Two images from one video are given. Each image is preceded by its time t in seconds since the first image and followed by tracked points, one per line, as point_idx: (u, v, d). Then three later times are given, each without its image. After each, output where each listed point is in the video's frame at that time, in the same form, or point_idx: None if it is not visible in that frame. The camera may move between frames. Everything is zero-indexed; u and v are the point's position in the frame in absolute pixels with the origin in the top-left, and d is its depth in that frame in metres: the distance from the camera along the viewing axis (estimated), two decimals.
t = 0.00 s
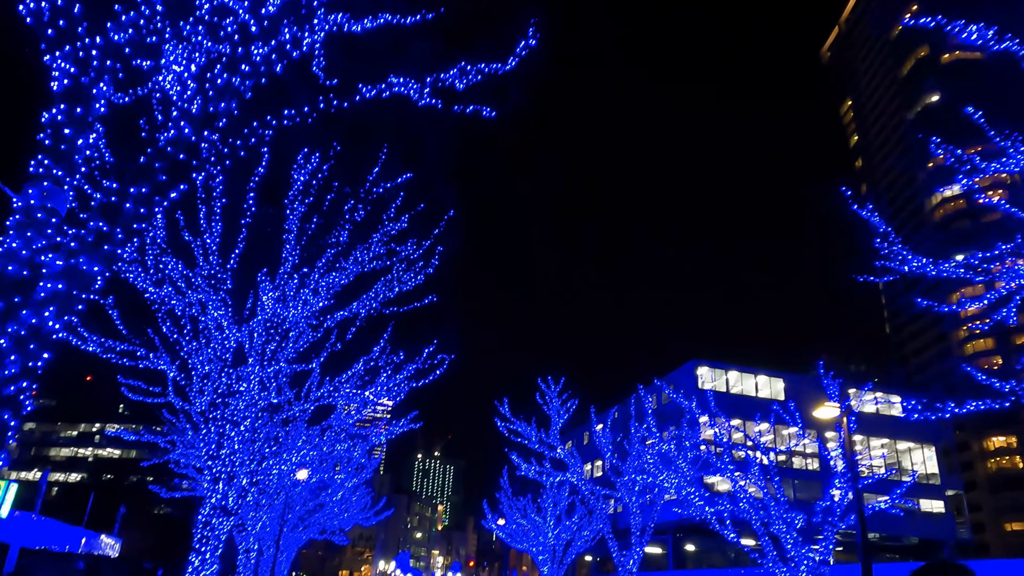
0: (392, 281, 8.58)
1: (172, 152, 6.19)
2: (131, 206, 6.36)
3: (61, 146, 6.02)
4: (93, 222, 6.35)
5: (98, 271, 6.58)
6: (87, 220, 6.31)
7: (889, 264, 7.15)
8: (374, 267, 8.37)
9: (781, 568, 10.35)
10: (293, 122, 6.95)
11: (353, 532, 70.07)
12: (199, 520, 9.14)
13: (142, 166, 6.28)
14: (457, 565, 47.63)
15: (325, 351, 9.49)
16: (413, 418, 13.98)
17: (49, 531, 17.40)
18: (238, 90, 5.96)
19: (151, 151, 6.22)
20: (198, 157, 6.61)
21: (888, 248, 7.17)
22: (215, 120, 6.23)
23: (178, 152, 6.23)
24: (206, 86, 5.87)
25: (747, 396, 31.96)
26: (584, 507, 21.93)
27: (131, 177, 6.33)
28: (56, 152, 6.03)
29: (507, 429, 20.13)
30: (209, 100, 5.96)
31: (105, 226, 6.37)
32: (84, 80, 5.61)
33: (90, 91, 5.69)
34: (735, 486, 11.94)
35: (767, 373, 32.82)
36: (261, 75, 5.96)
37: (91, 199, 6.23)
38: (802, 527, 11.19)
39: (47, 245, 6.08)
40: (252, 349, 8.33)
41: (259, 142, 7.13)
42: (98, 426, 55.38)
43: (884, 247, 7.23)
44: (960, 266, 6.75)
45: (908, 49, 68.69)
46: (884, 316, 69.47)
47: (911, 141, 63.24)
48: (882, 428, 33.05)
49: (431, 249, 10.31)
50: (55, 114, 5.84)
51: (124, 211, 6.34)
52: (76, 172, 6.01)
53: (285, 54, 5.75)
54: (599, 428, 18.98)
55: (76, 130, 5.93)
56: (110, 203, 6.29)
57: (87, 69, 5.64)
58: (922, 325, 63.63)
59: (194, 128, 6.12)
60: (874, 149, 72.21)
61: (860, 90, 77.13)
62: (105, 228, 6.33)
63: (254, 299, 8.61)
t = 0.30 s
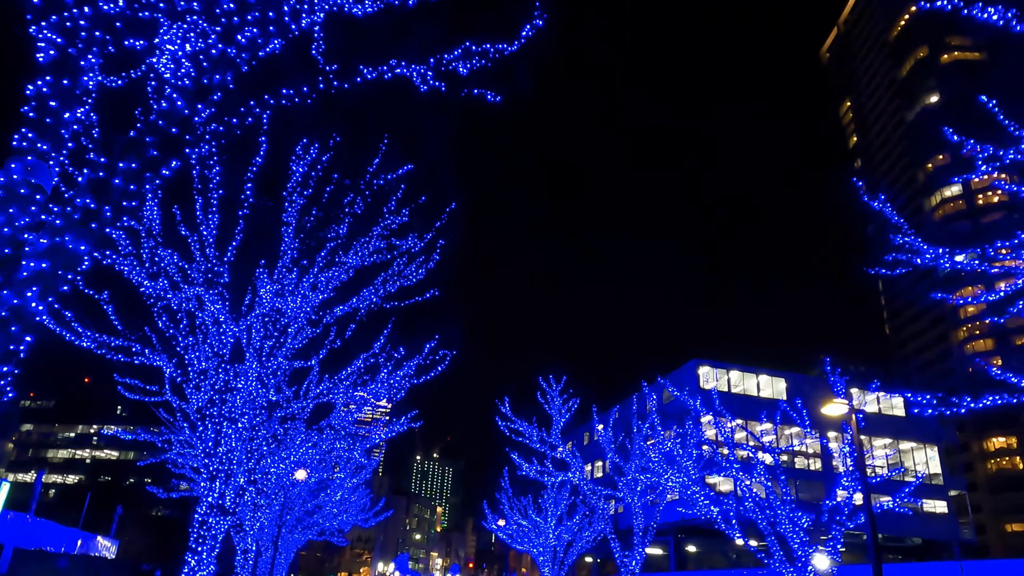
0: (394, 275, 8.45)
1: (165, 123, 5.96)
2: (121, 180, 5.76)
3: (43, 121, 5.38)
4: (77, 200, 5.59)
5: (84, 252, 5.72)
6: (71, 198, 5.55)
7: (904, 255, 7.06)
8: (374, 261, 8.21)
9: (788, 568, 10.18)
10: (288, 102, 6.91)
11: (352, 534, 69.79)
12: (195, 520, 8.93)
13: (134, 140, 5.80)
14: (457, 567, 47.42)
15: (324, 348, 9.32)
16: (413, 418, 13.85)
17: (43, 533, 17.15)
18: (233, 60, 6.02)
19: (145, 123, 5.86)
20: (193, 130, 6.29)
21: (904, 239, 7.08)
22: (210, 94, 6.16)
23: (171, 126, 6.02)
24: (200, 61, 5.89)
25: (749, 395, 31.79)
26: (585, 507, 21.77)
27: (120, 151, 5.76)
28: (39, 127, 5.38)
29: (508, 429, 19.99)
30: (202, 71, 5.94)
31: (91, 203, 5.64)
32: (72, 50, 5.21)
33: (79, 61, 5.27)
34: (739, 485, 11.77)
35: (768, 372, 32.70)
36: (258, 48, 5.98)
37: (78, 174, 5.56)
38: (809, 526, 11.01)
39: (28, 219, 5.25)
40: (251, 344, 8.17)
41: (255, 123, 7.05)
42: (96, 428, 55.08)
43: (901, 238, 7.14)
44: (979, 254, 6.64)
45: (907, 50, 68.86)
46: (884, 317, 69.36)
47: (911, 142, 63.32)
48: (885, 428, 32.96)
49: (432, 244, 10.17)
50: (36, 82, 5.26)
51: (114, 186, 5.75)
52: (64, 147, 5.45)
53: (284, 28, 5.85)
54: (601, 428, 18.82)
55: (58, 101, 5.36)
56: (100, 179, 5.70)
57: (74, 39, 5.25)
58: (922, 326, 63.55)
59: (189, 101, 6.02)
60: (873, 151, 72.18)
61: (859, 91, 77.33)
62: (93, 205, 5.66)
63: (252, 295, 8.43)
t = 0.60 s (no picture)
0: (394, 268, 8.28)
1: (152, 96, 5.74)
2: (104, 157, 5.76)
3: (21, 93, 5.09)
4: (58, 177, 5.52)
5: (65, 230, 5.76)
6: (54, 176, 5.49)
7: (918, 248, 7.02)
8: (373, 254, 7.99)
9: (793, 568, 10.07)
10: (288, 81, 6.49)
11: (351, 533, 69.65)
12: (189, 519, 8.71)
13: (118, 114, 5.70)
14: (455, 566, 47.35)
15: (322, 344, 9.10)
16: (412, 416, 13.70)
17: (37, 531, 16.93)
18: (225, 32, 5.69)
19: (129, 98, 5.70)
20: (180, 108, 6.32)
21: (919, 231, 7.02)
22: (200, 66, 5.92)
23: (158, 100, 5.87)
24: (191, 31, 5.53)
25: (750, 393, 31.65)
26: (585, 506, 21.62)
27: (103, 125, 5.67)
28: (16, 98, 5.08)
29: (508, 426, 19.83)
30: (193, 42, 5.64)
31: (71, 180, 5.65)
32: (53, 20, 4.96)
33: (61, 32, 5.02)
34: (743, 483, 11.63)
35: (770, 371, 32.57)
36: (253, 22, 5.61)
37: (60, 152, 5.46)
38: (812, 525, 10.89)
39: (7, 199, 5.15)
40: (247, 337, 8.00)
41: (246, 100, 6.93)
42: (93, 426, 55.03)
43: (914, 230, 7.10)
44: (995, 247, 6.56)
45: (906, 49, 68.87)
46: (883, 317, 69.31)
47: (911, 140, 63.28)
48: (886, 428, 32.87)
49: (432, 238, 10.00)
50: (13, 55, 4.99)
51: (96, 162, 5.76)
52: (43, 124, 5.22)
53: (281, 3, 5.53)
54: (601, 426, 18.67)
55: (36, 74, 5.08)
56: (81, 155, 5.66)
57: (58, 9, 4.99)
58: (922, 325, 63.53)
59: (178, 75, 5.78)
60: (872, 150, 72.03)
61: (858, 89, 77.35)
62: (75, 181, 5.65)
63: (249, 290, 8.25)
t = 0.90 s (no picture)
0: (397, 260, 8.14)
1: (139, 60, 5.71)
2: (91, 125, 5.66)
3: (3, 56, 5.12)
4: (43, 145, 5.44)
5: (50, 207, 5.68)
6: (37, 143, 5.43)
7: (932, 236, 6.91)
8: (375, 247, 7.82)
9: (801, 568, 9.91)
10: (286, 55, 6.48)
11: (352, 534, 69.45)
12: (187, 517, 8.54)
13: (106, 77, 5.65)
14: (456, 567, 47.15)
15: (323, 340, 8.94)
16: (415, 414, 13.57)
17: (36, 532, 16.78)
18: None
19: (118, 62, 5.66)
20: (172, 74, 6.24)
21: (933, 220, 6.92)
22: (193, 30, 5.76)
23: (148, 64, 5.79)
24: None
25: (754, 394, 31.48)
26: (588, 506, 21.44)
27: (89, 90, 5.64)
28: None
29: (511, 426, 19.65)
30: (186, 4, 5.47)
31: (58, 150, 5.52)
32: None
33: None
34: (751, 481, 11.45)
35: (773, 371, 32.41)
36: None
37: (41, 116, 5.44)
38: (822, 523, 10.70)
39: None
40: (246, 332, 7.85)
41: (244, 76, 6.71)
42: (93, 428, 55.48)
43: (927, 220, 7.00)
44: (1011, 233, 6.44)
45: (908, 50, 68.81)
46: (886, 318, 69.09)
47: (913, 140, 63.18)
48: (892, 428, 32.63)
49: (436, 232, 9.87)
50: None
51: (81, 130, 5.63)
52: (27, 89, 5.26)
53: None
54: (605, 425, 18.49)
55: (19, 37, 5.09)
56: (66, 122, 5.58)
57: None
58: (924, 325, 63.30)
59: (169, 39, 5.67)
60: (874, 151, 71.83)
61: (860, 89, 77.29)
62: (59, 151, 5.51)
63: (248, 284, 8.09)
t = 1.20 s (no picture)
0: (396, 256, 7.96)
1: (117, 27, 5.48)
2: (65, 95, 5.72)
3: None
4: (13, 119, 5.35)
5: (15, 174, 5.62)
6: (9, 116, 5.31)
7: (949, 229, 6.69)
8: (374, 241, 7.66)
9: (808, 570, 9.71)
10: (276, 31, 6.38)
11: (350, 535, 69.17)
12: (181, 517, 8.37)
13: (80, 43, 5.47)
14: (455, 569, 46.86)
15: (321, 337, 8.75)
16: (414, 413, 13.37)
17: (28, 532, 16.49)
18: None
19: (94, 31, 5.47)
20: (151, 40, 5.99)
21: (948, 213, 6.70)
22: None
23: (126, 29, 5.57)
24: None
25: (756, 393, 31.29)
26: (589, 507, 21.24)
27: (63, 56, 5.51)
28: None
29: (512, 426, 19.45)
30: None
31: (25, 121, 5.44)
32: None
33: None
34: (756, 482, 11.24)
35: (775, 371, 32.25)
36: None
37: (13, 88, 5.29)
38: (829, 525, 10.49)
39: None
40: (240, 328, 7.68)
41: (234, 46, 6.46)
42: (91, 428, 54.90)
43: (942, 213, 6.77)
44: None
45: (908, 50, 68.76)
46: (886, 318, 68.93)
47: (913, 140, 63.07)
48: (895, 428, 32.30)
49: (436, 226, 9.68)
50: None
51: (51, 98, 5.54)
52: None
53: None
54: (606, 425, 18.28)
55: None
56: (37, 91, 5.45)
57: None
58: (925, 326, 63.15)
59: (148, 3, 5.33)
60: (874, 152, 71.58)
61: (859, 90, 77.25)
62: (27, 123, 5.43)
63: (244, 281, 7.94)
